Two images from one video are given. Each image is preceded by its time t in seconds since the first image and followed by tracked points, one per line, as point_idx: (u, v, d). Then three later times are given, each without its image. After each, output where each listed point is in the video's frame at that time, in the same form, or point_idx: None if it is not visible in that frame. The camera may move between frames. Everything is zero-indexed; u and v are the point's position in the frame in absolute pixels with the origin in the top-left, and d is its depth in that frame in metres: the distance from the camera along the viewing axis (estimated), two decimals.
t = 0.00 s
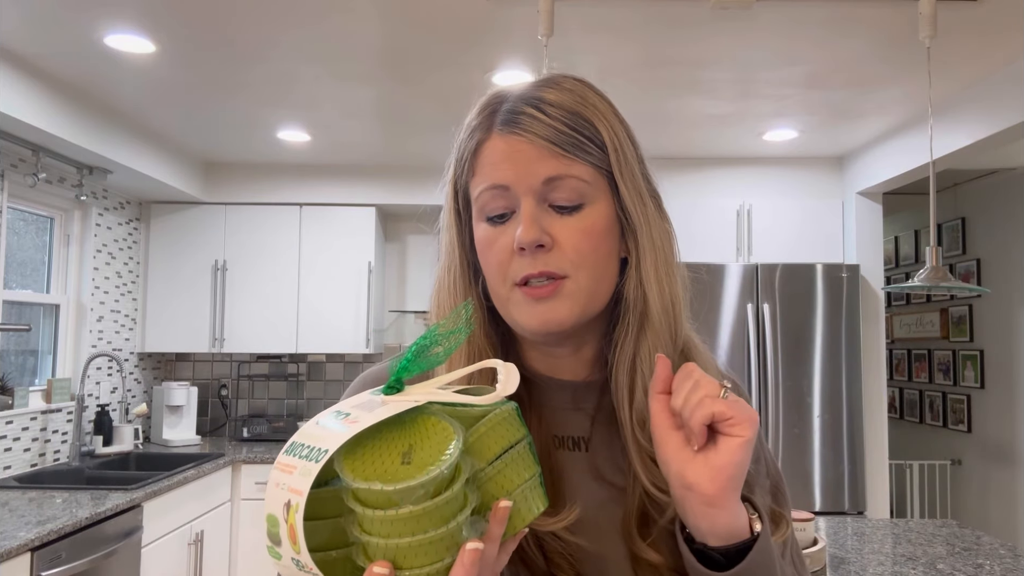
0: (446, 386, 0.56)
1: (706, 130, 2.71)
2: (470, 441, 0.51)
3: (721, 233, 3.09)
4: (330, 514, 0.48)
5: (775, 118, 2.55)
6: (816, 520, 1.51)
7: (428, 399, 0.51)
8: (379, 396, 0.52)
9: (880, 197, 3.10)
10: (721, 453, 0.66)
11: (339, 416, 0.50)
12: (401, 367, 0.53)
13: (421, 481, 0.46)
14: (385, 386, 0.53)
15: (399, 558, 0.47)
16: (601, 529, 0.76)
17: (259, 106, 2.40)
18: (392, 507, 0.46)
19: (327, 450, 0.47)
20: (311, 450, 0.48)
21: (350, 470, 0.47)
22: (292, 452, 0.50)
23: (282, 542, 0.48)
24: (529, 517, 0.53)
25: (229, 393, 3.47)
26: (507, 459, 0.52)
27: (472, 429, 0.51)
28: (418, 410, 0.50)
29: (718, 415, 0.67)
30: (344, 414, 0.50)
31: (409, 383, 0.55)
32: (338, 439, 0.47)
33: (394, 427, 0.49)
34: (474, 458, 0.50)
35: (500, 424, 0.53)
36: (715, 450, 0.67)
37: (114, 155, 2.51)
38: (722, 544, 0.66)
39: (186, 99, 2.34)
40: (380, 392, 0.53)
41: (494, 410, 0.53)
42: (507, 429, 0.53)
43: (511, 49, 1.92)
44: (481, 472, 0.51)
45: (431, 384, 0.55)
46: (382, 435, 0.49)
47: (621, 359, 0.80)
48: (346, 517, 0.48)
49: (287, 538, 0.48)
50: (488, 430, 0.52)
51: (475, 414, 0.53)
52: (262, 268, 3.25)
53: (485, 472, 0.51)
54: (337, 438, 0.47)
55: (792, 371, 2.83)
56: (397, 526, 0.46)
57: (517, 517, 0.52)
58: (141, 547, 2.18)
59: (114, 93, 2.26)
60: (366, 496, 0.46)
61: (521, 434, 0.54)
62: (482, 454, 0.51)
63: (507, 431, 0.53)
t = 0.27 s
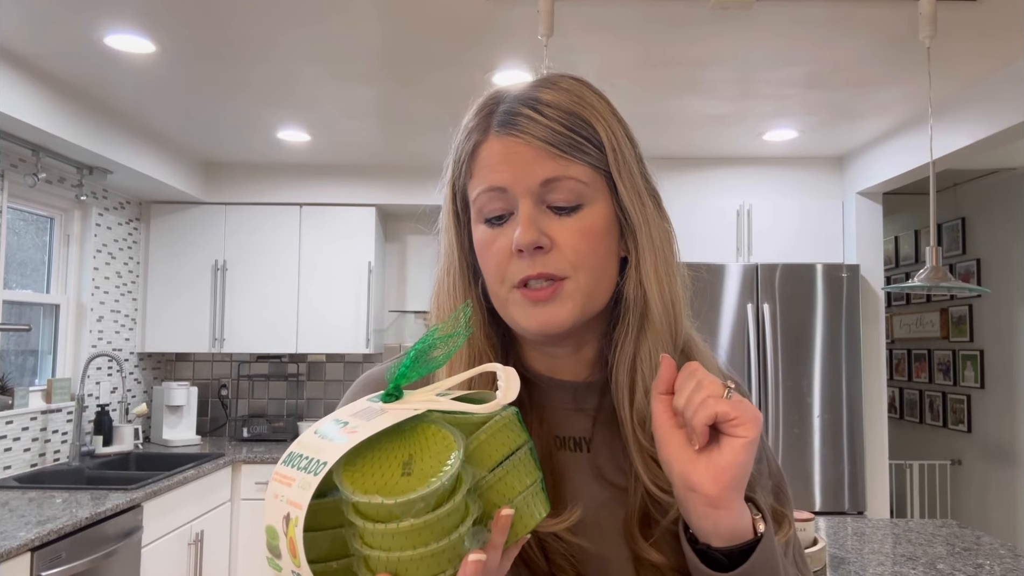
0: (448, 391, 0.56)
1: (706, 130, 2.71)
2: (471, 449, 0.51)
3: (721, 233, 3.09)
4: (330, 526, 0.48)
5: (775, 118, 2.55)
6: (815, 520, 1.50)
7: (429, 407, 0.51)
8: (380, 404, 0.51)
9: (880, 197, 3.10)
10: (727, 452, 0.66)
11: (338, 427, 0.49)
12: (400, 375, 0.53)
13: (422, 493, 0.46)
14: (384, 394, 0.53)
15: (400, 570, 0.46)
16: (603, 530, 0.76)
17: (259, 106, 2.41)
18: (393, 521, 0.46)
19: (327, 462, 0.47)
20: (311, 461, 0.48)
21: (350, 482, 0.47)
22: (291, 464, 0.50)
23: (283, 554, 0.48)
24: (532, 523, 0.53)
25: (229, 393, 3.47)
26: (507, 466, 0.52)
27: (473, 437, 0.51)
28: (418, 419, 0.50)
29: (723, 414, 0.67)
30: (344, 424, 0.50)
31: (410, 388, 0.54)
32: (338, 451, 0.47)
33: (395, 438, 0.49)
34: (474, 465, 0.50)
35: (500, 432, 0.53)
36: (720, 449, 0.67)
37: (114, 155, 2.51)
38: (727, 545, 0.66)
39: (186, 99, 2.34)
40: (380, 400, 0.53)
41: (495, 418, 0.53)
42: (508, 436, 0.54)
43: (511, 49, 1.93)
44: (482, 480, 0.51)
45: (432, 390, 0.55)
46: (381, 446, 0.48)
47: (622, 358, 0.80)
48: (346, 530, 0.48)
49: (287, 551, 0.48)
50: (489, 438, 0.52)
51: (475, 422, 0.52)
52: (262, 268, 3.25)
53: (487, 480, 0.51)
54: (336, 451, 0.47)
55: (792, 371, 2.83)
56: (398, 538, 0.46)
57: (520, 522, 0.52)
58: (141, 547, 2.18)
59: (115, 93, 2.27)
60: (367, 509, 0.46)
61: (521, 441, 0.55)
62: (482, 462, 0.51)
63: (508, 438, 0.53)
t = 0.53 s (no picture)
0: (449, 394, 0.56)
1: (706, 130, 2.71)
2: (473, 454, 0.50)
3: (721, 233, 3.09)
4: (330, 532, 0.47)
5: (775, 118, 2.55)
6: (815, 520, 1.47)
7: (431, 411, 0.50)
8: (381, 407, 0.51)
9: (880, 197, 3.10)
10: (732, 454, 0.66)
11: (338, 431, 0.49)
12: (400, 379, 0.53)
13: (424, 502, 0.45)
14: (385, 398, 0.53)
15: None
16: (607, 532, 0.76)
17: (259, 107, 2.40)
18: (394, 529, 0.46)
19: (327, 468, 0.46)
20: (311, 467, 0.47)
21: (351, 488, 0.46)
22: (291, 469, 0.49)
23: (283, 559, 0.48)
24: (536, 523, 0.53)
25: (229, 393, 3.47)
26: (510, 470, 0.52)
27: (475, 441, 0.51)
28: (419, 424, 0.50)
29: (729, 415, 0.67)
30: (344, 427, 0.49)
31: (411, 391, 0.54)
32: (339, 457, 0.46)
33: (396, 443, 0.48)
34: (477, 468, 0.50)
35: (504, 435, 0.53)
36: (725, 450, 0.67)
37: (114, 155, 2.51)
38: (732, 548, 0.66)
39: (186, 100, 2.34)
40: (381, 403, 0.52)
41: (498, 422, 0.53)
42: (510, 440, 0.53)
43: (511, 49, 1.92)
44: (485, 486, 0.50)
45: (433, 393, 0.55)
46: (382, 451, 0.48)
47: (623, 358, 0.80)
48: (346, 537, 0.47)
49: (287, 557, 0.47)
50: (492, 442, 0.51)
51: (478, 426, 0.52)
52: (262, 268, 3.25)
53: (490, 485, 0.51)
54: (336, 457, 0.46)
55: (792, 371, 2.83)
56: (398, 546, 0.45)
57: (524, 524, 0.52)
58: (142, 547, 2.18)
59: (115, 93, 2.26)
60: (368, 517, 0.46)
61: (525, 444, 0.54)
62: (485, 468, 0.50)
63: (512, 442, 0.53)
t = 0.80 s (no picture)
0: (449, 398, 0.55)
1: (706, 130, 2.71)
2: (474, 460, 0.49)
3: (721, 233, 3.09)
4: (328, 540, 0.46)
5: (775, 118, 2.55)
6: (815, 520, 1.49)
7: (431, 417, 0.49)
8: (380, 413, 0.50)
9: (880, 197, 3.10)
10: (734, 455, 0.66)
11: (336, 437, 0.48)
12: (399, 383, 0.52)
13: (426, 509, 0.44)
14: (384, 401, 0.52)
15: None
16: (608, 533, 0.76)
17: (259, 107, 2.41)
18: (393, 540, 0.44)
19: (325, 477, 0.45)
20: (309, 475, 0.47)
21: (349, 496, 0.45)
22: (288, 476, 0.49)
23: (281, 569, 0.47)
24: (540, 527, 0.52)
25: (229, 393, 3.47)
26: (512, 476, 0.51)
27: (476, 447, 0.50)
28: (419, 429, 0.49)
29: (730, 416, 0.67)
30: (342, 434, 0.48)
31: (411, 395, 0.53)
32: (336, 464, 0.45)
33: (395, 450, 0.47)
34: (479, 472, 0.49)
35: (507, 440, 0.51)
36: (728, 451, 0.67)
37: (114, 155, 2.51)
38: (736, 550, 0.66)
39: (186, 100, 2.34)
40: (380, 408, 0.51)
41: (502, 426, 0.52)
42: (514, 445, 0.52)
43: (511, 49, 1.92)
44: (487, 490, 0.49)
45: (433, 397, 0.54)
46: (382, 457, 0.47)
47: (624, 358, 0.80)
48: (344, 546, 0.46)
49: (284, 567, 0.46)
50: (494, 447, 0.50)
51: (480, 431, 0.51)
52: (262, 268, 3.25)
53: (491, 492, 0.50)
54: (333, 464, 0.45)
55: (792, 371, 2.83)
56: (397, 557, 0.44)
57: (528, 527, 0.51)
58: (141, 547, 2.18)
59: (115, 93, 2.27)
60: (366, 527, 0.44)
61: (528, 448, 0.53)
62: (487, 474, 0.49)
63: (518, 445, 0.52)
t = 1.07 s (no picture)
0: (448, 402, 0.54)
1: (706, 130, 2.71)
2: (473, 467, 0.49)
3: (721, 233, 3.09)
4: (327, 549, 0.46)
5: (775, 118, 2.55)
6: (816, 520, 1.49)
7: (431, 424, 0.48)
8: (378, 421, 0.49)
9: (880, 197, 3.10)
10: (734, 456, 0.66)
11: (332, 448, 0.48)
12: (397, 388, 0.52)
13: (429, 526, 0.44)
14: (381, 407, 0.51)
15: None
16: (611, 532, 0.76)
17: (259, 107, 2.41)
18: (393, 554, 0.44)
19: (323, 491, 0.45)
20: (306, 487, 0.46)
21: (348, 510, 0.45)
22: (285, 486, 0.48)
23: None
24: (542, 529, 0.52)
25: (229, 393, 3.47)
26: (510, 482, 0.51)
27: (476, 452, 0.49)
28: (418, 436, 0.48)
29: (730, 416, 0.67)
30: (340, 443, 0.48)
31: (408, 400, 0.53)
32: (335, 478, 0.45)
33: (394, 458, 0.47)
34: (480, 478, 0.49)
35: (506, 444, 0.51)
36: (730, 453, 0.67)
37: (114, 155, 2.51)
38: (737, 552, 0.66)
39: (186, 100, 2.34)
40: (377, 414, 0.51)
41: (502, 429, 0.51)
42: (514, 448, 0.52)
43: (512, 49, 1.92)
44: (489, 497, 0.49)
45: (431, 402, 0.53)
46: (380, 468, 0.46)
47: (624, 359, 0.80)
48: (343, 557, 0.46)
49: None
50: (493, 454, 0.50)
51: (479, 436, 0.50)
52: (262, 268, 3.25)
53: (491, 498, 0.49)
54: (330, 477, 0.45)
55: (792, 371, 2.83)
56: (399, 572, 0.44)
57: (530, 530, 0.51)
58: (142, 547, 2.18)
59: (115, 93, 2.27)
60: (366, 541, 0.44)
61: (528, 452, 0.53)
62: (488, 481, 0.49)
63: (518, 449, 0.52)
